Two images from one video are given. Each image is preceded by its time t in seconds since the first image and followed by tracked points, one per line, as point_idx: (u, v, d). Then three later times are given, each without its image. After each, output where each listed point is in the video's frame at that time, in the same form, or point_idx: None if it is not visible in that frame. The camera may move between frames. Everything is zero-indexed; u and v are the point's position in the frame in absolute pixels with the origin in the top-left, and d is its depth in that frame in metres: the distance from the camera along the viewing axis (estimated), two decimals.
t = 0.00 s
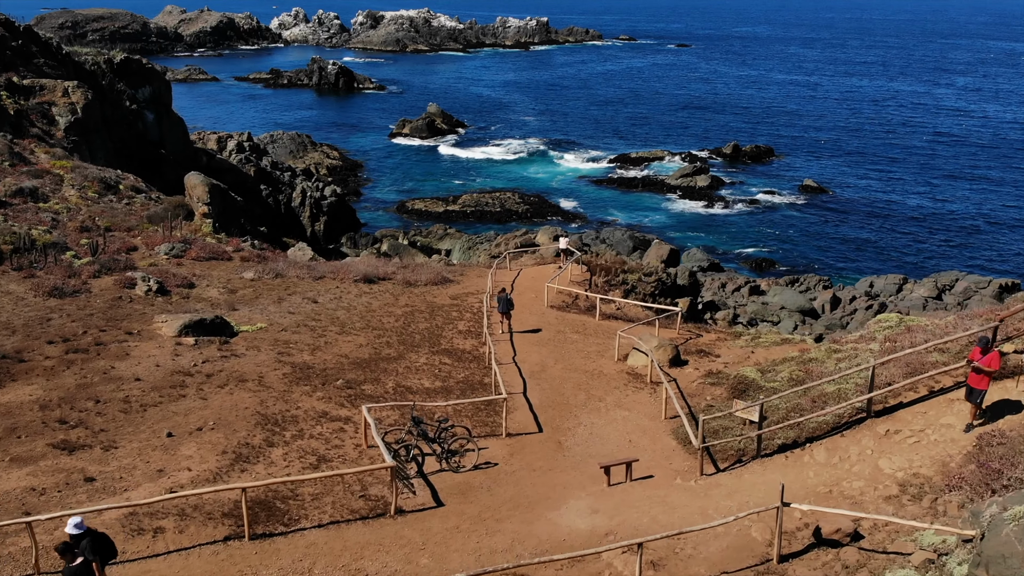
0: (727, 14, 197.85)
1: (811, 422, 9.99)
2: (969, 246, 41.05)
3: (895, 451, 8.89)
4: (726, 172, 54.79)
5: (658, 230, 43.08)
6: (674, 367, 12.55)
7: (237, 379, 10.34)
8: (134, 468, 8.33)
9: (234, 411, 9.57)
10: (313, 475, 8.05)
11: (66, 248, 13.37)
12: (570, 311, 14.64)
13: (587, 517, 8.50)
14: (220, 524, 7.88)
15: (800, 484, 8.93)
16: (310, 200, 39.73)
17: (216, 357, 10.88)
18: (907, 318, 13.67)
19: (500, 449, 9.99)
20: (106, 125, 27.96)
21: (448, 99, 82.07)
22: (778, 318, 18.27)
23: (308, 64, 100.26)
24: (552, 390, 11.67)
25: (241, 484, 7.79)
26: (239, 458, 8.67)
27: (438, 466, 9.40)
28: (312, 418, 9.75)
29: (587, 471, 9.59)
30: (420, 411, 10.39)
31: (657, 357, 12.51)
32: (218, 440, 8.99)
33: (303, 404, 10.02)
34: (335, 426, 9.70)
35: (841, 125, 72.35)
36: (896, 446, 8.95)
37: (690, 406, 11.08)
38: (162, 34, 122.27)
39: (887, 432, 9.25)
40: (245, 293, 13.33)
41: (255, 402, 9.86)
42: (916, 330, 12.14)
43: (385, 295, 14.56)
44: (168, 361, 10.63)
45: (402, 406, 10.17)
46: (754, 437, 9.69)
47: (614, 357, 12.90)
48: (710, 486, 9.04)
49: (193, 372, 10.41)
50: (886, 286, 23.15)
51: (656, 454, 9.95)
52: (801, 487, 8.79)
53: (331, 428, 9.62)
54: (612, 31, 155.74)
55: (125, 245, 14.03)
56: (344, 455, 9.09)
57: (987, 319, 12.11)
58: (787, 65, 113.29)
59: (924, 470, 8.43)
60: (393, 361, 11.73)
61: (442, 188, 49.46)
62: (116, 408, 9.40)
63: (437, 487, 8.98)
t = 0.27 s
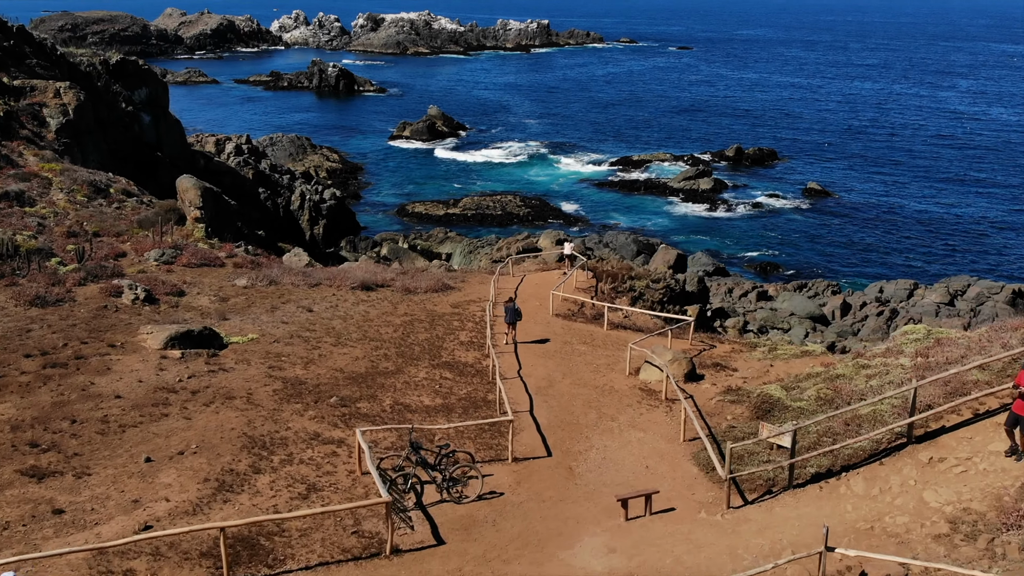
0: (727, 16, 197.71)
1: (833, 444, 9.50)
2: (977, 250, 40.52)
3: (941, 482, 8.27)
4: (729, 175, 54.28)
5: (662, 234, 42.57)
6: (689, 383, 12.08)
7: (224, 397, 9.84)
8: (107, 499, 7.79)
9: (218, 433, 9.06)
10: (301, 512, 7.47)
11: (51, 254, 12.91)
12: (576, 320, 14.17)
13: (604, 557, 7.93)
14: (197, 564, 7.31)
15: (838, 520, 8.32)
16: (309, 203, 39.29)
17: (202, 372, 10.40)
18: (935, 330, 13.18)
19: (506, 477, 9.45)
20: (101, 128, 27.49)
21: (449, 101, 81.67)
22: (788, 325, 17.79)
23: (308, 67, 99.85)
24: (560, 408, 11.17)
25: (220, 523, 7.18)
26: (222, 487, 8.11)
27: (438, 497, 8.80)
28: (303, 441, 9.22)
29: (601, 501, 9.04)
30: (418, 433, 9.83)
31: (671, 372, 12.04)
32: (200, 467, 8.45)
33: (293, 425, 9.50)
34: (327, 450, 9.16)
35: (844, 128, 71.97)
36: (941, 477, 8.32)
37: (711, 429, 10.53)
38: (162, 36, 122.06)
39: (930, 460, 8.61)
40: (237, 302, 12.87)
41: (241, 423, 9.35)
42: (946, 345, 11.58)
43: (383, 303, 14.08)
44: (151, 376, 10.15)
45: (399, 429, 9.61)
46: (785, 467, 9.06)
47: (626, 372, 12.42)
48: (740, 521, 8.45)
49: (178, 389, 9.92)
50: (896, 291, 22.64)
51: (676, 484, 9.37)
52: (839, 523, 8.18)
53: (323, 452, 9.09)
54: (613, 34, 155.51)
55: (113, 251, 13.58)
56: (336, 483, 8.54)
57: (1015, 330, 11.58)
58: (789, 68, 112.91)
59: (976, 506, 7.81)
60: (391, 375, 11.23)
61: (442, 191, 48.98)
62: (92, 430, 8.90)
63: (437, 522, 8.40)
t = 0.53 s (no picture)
0: (729, 19, 197.54)
1: (855, 466, 8.99)
2: (985, 255, 40.00)
3: (995, 521, 7.60)
4: (732, 178, 53.80)
5: (665, 238, 42.07)
6: (706, 401, 11.54)
7: (208, 418, 9.34)
8: (75, 536, 7.24)
9: (200, 460, 8.52)
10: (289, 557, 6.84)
11: (35, 261, 12.44)
12: (582, 330, 13.71)
13: None
14: None
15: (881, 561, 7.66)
16: (308, 206, 38.82)
17: (187, 389, 9.92)
18: (968, 343, 12.65)
19: (513, 510, 8.83)
20: (95, 131, 27.06)
21: (449, 104, 81.30)
22: (799, 332, 17.32)
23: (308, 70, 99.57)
24: (570, 430, 10.62)
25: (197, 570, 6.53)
26: (201, 523, 7.53)
27: (441, 537, 8.14)
28: (291, 468, 8.68)
29: (620, 540, 8.39)
30: (416, 461, 9.22)
31: (687, 389, 11.50)
32: (178, 498, 7.90)
33: (281, 450, 8.96)
34: (317, 478, 8.59)
35: (847, 131, 71.59)
36: (995, 515, 7.64)
37: (735, 455, 9.91)
38: (162, 39, 122.11)
39: (981, 495, 7.92)
40: (228, 311, 12.41)
41: (225, 447, 8.82)
42: (980, 363, 10.98)
43: (381, 313, 13.59)
44: (132, 394, 9.66)
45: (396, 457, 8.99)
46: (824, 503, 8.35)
47: (638, 388, 11.88)
48: (775, 564, 7.81)
49: (159, 408, 9.42)
50: (907, 297, 22.14)
51: (701, 519, 8.72)
52: (884, 566, 7.51)
53: (313, 481, 8.53)
54: (614, 37, 155.29)
55: (100, 258, 13.12)
56: (327, 516, 7.96)
57: None
58: (790, 71, 112.62)
59: None
60: (389, 392, 10.70)
61: (442, 194, 48.53)
62: (64, 455, 8.39)
63: (438, 563, 7.76)
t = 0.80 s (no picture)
0: (729, 24, 197.64)
1: (879, 495, 8.47)
2: (992, 261, 39.47)
3: None
4: (734, 184, 53.34)
5: (668, 244, 41.58)
6: (727, 423, 10.98)
7: (190, 444, 8.83)
8: None
9: (178, 493, 7.98)
10: None
11: (17, 271, 11.98)
12: (589, 343, 13.26)
13: None
14: None
15: None
16: (307, 212, 38.39)
17: (169, 411, 9.43)
18: (1004, 361, 12.17)
19: (521, 552, 8.00)
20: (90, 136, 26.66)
21: (450, 110, 80.98)
22: (812, 342, 16.84)
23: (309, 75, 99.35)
24: (582, 457, 9.97)
25: None
26: (175, 567, 6.91)
27: None
28: (276, 503, 8.09)
29: None
30: (416, 497, 8.56)
31: (707, 410, 10.92)
32: (152, 537, 7.32)
33: (266, 482, 8.41)
34: (305, 515, 7.98)
35: (849, 137, 71.25)
36: None
37: (763, 489, 9.19)
38: (163, 45, 121.97)
39: None
40: (217, 323, 11.93)
41: (206, 478, 8.29)
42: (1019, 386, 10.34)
43: (379, 324, 13.09)
44: (109, 417, 9.15)
45: (392, 492, 8.35)
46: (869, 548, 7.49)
47: (652, 409, 11.32)
48: None
49: (138, 434, 8.91)
50: (919, 305, 21.63)
51: (731, 558, 7.94)
52: None
53: (300, 518, 7.92)
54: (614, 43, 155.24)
55: (86, 268, 12.69)
56: (316, 561, 7.32)
57: None
58: (792, 76, 112.44)
59: None
60: (385, 414, 10.18)
61: (443, 199, 48.04)
62: (32, 488, 7.86)
63: None
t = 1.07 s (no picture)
0: (730, 32, 197.70)
1: (908, 530, 7.91)
2: (1000, 270, 38.91)
3: None
4: (737, 191, 52.86)
5: (672, 252, 41.08)
6: (751, 451, 10.42)
7: (168, 476, 8.29)
8: None
9: (150, 533, 7.35)
10: None
11: None
12: (596, 359, 12.82)
13: None
14: None
15: None
16: (306, 220, 37.91)
17: (148, 438, 8.92)
18: None
19: None
20: (84, 143, 26.20)
21: (451, 117, 80.66)
22: (824, 355, 16.35)
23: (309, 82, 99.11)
24: (595, 491, 9.26)
25: None
26: None
27: None
28: (258, 546, 7.39)
29: None
30: (413, 543, 7.76)
31: (730, 435, 10.37)
32: None
33: (248, 520, 7.75)
34: (290, 561, 7.23)
35: (852, 144, 70.85)
36: None
37: (797, 530, 8.40)
38: (163, 52, 121.76)
39: None
40: (205, 339, 11.47)
41: (183, 515, 7.67)
42: None
43: (376, 339, 12.60)
44: (83, 444, 8.63)
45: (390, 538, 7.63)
46: None
47: (670, 435, 10.75)
48: None
49: (112, 463, 8.38)
50: (931, 316, 21.11)
51: None
52: None
53: (284, 564, 7.17)
54: (615, 50, 155.14)
55: (70, 279, 12.25)
56: None
57: None
58: (793, 83, 112.17)
59: None
60: (380, 441, 9.60)
61: (444, 207, 47.58)
62: None
63: None
